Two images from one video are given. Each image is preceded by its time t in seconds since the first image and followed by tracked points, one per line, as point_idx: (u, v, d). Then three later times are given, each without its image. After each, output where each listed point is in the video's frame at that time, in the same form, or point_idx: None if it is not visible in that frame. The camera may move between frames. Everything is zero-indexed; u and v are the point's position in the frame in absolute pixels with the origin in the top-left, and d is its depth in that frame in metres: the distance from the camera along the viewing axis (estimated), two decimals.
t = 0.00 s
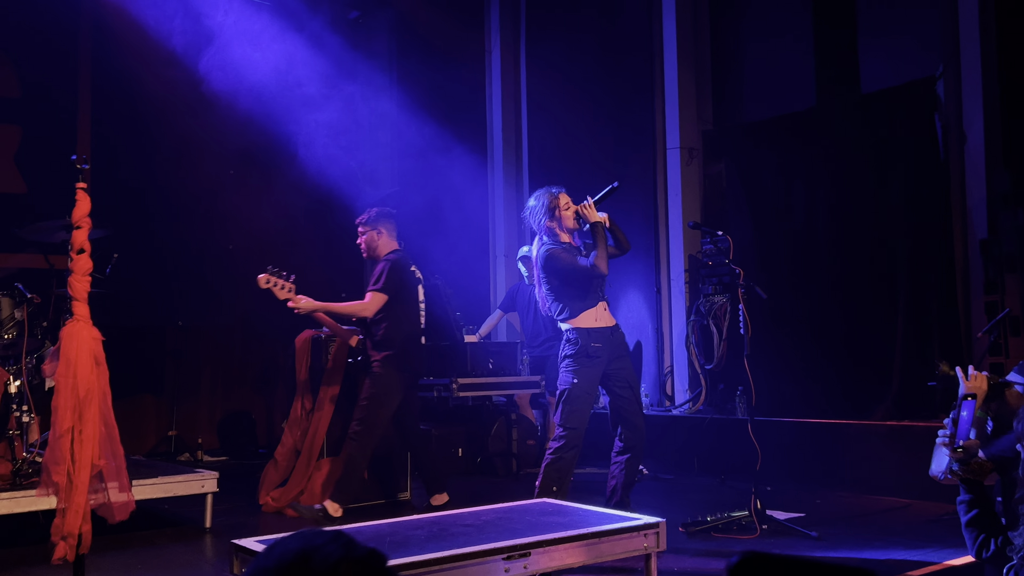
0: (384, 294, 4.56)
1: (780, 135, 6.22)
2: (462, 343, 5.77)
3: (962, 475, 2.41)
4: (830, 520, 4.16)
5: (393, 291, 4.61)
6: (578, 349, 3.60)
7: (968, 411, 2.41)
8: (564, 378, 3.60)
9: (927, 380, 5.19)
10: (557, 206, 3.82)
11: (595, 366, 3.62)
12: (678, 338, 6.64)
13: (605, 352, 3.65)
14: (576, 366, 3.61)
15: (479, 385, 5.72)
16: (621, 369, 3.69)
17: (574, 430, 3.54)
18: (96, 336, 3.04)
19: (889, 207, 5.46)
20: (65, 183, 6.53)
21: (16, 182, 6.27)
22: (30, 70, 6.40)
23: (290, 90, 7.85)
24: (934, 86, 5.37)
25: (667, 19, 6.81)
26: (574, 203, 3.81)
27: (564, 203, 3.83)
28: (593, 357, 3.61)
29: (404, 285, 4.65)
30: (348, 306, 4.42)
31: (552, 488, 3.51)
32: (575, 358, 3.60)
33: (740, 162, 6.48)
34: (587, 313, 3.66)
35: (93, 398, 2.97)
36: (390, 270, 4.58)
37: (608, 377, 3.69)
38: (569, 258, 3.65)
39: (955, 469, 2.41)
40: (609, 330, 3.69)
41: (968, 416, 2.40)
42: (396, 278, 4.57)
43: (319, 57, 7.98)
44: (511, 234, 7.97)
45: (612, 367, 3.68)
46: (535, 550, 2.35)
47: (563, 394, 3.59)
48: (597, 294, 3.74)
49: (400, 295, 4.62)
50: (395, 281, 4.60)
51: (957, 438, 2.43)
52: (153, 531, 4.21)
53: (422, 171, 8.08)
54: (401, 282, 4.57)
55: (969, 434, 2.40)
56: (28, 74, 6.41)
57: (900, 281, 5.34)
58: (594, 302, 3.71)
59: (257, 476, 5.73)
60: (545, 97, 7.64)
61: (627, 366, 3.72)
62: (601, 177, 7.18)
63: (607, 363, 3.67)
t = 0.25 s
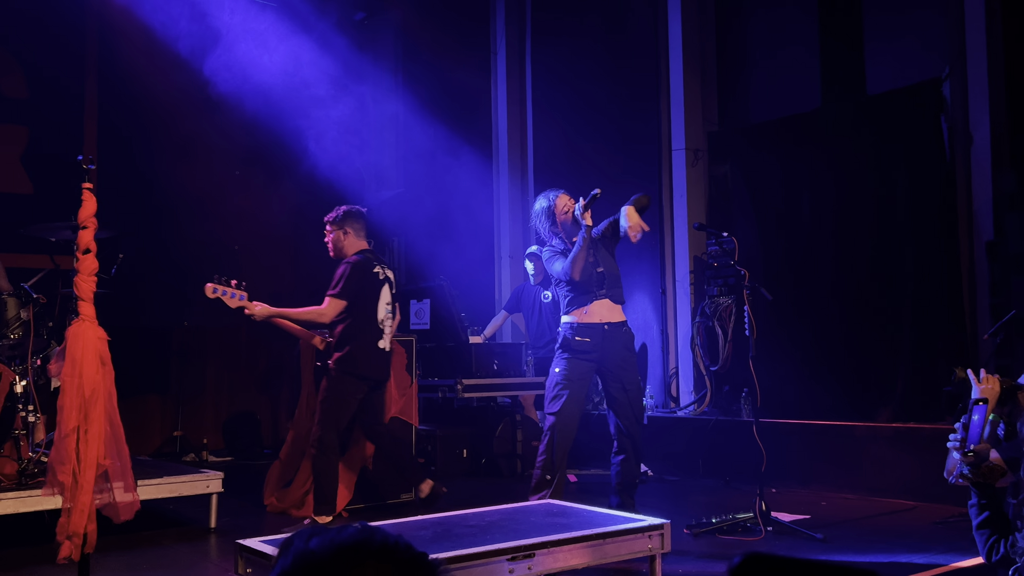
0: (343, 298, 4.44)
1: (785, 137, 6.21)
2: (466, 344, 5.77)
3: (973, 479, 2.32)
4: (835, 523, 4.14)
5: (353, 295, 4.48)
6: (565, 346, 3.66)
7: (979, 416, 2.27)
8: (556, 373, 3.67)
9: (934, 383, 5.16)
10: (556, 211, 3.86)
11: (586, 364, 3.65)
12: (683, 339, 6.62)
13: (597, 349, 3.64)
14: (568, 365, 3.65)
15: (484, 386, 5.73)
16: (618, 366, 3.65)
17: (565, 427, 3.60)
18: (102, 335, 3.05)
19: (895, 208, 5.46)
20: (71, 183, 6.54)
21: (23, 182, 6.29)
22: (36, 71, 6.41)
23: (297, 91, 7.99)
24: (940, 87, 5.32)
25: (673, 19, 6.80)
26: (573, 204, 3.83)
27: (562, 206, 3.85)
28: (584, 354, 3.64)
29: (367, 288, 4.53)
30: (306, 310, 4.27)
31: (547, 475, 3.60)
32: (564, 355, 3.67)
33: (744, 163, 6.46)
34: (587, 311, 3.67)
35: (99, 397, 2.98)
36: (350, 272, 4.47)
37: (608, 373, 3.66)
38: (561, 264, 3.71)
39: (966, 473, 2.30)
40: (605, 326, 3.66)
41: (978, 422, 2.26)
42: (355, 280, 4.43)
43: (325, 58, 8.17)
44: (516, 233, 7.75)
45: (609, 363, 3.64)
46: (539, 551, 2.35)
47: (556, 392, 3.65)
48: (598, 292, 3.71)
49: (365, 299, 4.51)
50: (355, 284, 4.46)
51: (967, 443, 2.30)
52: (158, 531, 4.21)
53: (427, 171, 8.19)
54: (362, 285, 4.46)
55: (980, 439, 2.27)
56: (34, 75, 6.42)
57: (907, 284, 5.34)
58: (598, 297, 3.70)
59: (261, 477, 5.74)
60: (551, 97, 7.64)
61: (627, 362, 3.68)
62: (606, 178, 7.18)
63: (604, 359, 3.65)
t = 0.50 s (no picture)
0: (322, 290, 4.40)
1: (791, 139, 6.20)
2: (472, 346, 5.77)
3: (985, 487, 2.30)
4: (842, 525, 4.13)
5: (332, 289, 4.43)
6: (554, 343, 3.64)
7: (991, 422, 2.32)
8: (545, 372, 3.65)
9: (942, 386, 5.14)
10: (551, 209, 3.87)
11: (575, 363, 3.64)
12: (689, 341, 6.62)
13: (587, 350, 3.63)
14: (555, 363, 3.64)
15: (488, 387, 5.74)
16: (607, 367, 3.65)
17: (551, 424, 3.56)
18: (109, 336, 3.03)
19: (903, 210, 5.44)
20: (79, 184, 6.57)
21: (31, 183, 6.31)
22: (43, 72, 6.44)
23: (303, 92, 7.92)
24: (947, 90, 5.29)
25: (679, 23, 6.80)
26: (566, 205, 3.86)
27: (558, 204, 3.87)
28: (571, 350, 3.62)
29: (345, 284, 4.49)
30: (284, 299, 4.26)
31: (535, 483, 3.57)
32: (553, 352, 3.65)
33: (751, 166, 6.46)
34: (578, 311, 3.67)
35: (106, 398, 2.96)
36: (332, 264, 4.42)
37: (595, 375, 3.66)
38: (555, 262, 3.73)
39: (978, 480, 2.30)
40: (598, 329, 3.66)
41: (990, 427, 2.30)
42: (344, 276, 4.43)
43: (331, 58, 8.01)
44: (521, 237, 7.89)
45: (599, 365, 3.64)
46: (544, 553, 2.35)
47: (542, 390, 3.63)
48: (592, 293, 3.71)
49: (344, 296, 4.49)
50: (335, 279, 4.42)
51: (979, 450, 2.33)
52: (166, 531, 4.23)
53: (435, 174, 8.12)
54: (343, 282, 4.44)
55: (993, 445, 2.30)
56: (42, 77, 6.45)
57: (915, 286, 5.33)
58: (592, 299, 3.70)
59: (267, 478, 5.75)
60: (557, 100, 7.63)
61: (618, 365, 3.68)
62: (612, 180, 7.18)
63: (592, 360, 3.65)
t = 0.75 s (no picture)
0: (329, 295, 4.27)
1: (802, 141, 6.19)
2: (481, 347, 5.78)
3: (999, 494, 2.27)
4: (851, 528, 4.12)
5: (336, 294, 4.32)
6: (547, 350, 3.60)
7: (1005, 428, 2.31)
8: (536, 378, 3.60)
9: (953, 389, 5.12)
10: (557, 205, 3.85)
11: (567, 368, 3.62)
12: (698, 343, 6.63)
13: (579, 356, 3.64)
14: (546, 367, 3.60)
15: (496, 389, 5.78)
16: (592, 371, 3.69)
17: (554, 434, 3.53)
18: (120, 337, 3.03)
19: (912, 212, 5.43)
20: (90, 186, 6.60)
21: (43, 185, 6.35)
22: (55, 75, 6.48)
23: (314, 94, 7.94)
24: (958, 91, 5.27)
25: (689, 25, 6.80)
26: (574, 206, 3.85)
27: (565, 202, 3.86)
28: (562, 356, 3.61)
29: (350, 288, 4.40)
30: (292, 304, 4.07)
31: (542, 497, 3.52)
32: (546, 357, 3.60)
33: (761, 168, 6.46)
34: (562, 314, 3.66)
35: (117, 399, 2.97)
36: (335, 270, 4.30)
37: (582, 381, 3.69)
38: (555, 257, 3.65)
39: (992, 487, 2.27)
40: (588, 335, 3.68)
41: (1005, 433, 2.29)
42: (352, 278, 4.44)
43: (343, 59, 8.06)
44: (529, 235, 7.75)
45: (588, 370, 3.68)
46: (552, 555, 2.35)
47: (536, 395, 3.59)
48: (582, 299, 3.72)
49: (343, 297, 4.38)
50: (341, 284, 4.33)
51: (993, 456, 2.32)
52: (176, 531, 4.24)
53: (443, 175, 8.17)
54: (349, 284, 4.39)
55: (1008, 451, 2.28)
56: (55, 78, 6.48)
57: (925, 289, 5.32)
58: (574, 305, 3.69)
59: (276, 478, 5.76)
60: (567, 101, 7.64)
61: (603, 369, 3.72)
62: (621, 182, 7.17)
63: (582, 366, 3.67)
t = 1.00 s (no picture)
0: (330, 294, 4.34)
1: (806, 142, 6.18)
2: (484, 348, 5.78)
3: (1006, 496, 2.27)
4: (856, 530, 4.11)
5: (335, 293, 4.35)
6: (554, 350, 3.59)
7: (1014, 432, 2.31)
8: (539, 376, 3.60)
9: (958, 391, 5.10)
10: (566, 201, 3.87)
11: (570, 368, 3.63)
12: (701, 344, 6.62)
13: (583, 357, 3.65)
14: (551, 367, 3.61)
15: (500, 390, 5.77)
16: (594, 369, 3.70)
17: (560, 435, 3.52)
18: (123, 338, 3.02)
19: (917, 213, 5.42)
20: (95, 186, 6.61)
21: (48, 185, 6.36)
22: (60, 75, 6.49)
23: (320, 94, 7.94)
24: (963, 91, 5.26)
25: (692, 26, 6.81)
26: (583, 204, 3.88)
27: (573, 198, 3.88)
28: (566, 356, 3.61)
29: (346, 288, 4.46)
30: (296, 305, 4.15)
31: (546, 496, 3.50)
32: (553, 357, 3.60)
33: (765, 169, 6.45)
34: (563, 315, 3.67)
35: (120, 399, 2.95)
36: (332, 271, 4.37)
37: (584, 381, 3.69)
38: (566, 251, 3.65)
39: (999, 491, 2.27)
40: (589, 336, 3.71)
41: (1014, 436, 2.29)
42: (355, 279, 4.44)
43: (349, 59, 8.06)
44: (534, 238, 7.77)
45: (588, 370, 3.69)
46: (555, 556, 2.34)
47: (540, 395, 3.57)
48: (582, 298, 3.76)
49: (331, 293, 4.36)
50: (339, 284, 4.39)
51: (1002, 460, 2.32)
52: (179, 532, 4.24)
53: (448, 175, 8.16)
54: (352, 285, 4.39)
55: (1015, 455, 2.28)
56: (60, 79, 6.50)
57: (929, 291, 5.31)
58: (573, 304, 3.72)
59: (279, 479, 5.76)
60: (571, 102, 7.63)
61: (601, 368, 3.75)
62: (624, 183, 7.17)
63: (584, 367, 3.68)
